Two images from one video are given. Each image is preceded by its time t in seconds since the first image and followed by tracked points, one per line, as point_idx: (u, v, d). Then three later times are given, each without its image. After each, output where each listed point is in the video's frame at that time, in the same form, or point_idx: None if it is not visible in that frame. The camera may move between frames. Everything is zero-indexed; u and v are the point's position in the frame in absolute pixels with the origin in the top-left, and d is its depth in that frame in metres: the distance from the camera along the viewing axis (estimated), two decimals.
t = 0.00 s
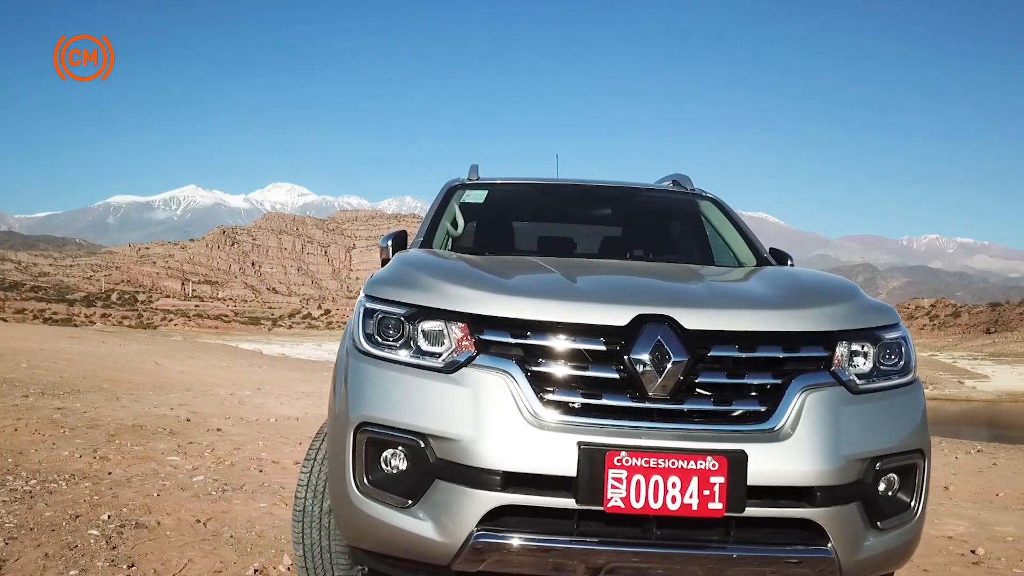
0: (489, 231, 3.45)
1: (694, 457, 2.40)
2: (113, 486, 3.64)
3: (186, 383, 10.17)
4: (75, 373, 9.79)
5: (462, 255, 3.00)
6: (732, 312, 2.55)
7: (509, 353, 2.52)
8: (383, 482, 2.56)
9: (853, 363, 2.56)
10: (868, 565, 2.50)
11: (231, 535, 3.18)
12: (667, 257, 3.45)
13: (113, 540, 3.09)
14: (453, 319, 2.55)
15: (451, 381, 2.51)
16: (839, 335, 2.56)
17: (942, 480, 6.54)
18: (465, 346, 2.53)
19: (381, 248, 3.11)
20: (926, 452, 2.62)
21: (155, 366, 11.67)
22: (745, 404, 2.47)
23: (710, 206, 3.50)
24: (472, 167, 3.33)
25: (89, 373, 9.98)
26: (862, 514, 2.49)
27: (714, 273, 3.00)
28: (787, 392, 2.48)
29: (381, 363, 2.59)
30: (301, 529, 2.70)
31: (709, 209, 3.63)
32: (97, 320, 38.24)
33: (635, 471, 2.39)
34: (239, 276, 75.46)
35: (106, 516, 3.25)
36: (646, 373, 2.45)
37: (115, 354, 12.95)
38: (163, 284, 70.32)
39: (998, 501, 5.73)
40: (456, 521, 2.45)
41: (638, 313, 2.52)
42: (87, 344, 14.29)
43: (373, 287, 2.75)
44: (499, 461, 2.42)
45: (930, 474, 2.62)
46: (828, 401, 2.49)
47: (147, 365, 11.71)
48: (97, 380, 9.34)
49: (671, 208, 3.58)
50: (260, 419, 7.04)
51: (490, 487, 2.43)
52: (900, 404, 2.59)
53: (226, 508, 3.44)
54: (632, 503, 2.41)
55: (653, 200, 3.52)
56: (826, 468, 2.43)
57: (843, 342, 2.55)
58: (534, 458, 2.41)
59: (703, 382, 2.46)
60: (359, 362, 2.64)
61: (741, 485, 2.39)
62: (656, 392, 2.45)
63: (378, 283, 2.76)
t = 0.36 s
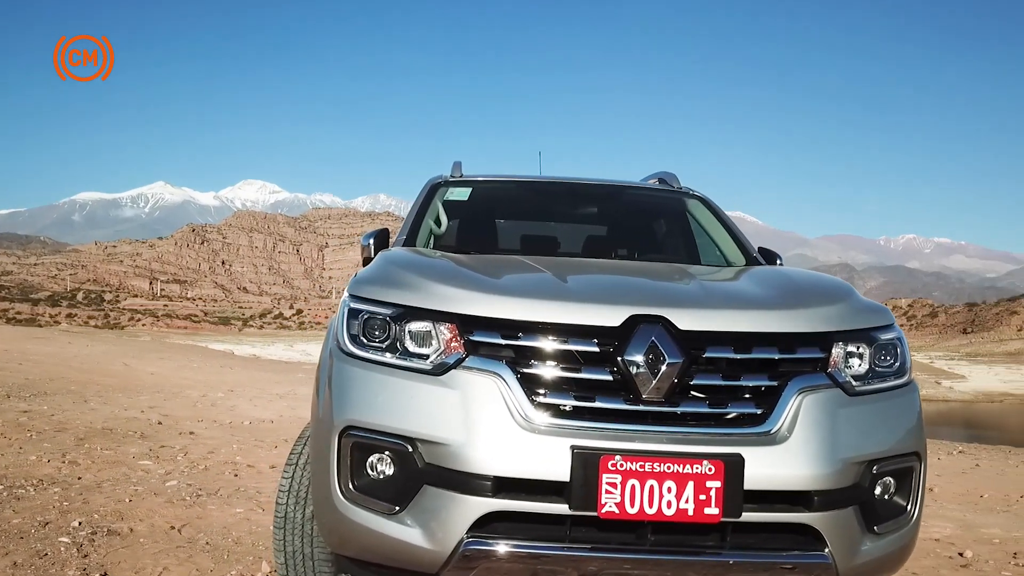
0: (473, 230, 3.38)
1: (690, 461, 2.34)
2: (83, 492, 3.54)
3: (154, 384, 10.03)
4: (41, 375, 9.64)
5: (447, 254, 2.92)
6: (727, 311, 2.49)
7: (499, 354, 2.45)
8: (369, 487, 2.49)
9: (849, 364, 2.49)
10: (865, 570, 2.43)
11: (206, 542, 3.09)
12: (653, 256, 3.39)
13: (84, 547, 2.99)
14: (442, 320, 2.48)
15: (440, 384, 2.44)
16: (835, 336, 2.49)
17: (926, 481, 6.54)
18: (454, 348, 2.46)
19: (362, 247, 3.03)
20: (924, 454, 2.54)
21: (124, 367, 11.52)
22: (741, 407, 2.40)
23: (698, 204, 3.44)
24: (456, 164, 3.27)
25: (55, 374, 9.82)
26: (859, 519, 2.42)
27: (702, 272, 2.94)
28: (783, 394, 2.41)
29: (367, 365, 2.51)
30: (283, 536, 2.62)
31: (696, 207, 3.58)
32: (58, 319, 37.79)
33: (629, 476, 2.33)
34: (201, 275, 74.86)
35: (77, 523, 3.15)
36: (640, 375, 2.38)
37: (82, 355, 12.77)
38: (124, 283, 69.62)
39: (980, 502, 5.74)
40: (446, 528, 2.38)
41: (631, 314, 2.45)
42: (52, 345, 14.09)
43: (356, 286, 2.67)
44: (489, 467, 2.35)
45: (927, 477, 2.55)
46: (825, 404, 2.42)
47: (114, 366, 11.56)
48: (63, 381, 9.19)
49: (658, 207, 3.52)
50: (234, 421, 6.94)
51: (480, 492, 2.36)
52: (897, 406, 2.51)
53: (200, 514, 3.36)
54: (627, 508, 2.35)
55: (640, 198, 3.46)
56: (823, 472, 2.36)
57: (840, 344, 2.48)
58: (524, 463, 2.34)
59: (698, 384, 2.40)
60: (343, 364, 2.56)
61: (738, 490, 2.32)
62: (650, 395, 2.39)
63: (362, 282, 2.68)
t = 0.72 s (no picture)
0: (457, 228, 3.32)
1: (689, 465, 2.27)
2: (54, 499, 3.46)
3: (121, 385, 9.90)
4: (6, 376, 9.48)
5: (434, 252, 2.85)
6: (724, 311, 2.43)
7: (492, 356, 2.38)
8: (357, 493, 2.42)
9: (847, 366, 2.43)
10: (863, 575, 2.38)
11: (184, 550, 3.01)
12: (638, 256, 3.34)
13: (56, 555, 2.89)
14: (433, 320, 2.42)
15: (431, 386, 2.37)
16: (834, 338, 2.43)
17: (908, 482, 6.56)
18: (445, 349, 2.39)
19: (343, 245, 2.95)
20: (921, 456, 2.49)
21: (92, 368, 11.38)
22: (740, 410, 2.34)
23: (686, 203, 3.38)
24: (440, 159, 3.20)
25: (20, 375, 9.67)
26: (859, 523, 2.36)
27: (693, 270, 2.89)
28: (782, 397, 2.35)
29: (355, 367, 2.44)
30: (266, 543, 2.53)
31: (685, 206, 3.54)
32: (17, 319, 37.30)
33: (627, 480, 2.27)
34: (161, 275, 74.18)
35: (47, 530, 3.06)
36: (636, 376, 2.33)
37: (48, 356, 12.60)
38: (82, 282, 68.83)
39: (964, 505, 5.77)
40: (437, 535, 2.31)
41: (627, 314, 2.39)
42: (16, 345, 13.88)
43: (343, 285, 2.60)
44: (483, 472, 2.29)
45: (925, 479, 2.49)
46: (825, 406, 2.36)
47: (81, 367, 11.40)
48: (28, 383, 9.05)
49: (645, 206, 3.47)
50: (207, 424, 6.83)
51: (474, 498, 2.30)
52: (895, 409, 2.46)
53: (176, 521, 3.30)
54: (624, 514, 2.28)
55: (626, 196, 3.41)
56: (823, 476, 2.31)
57: (838, 345, 2.42)
58: (519, 468, 2.28)
59: (696, 387, 2.33)
60: (330, 366, 2.48)
61: (738, 494, 2.27)
62: (648, 397, 2.33)
63: (347, 281, 2.61)
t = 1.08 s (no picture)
0: (443, 226, 3.27)
1: (692, 469, 2.22)
2: (26, 506, 3.43)
3: (89, 386, 9.77)
4: None
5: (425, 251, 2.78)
6: (726, 310, 2.38)
7: (489, 357, 2.32)
8: (350, 499, 2.34)
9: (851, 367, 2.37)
10: None
11: (160, 556, 3.00)
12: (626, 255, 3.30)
13: (31, 562, 2.84)
14: (428, 320, 2.35)
15: (427, 388, 2.31)
16: (838, 339, 2.37)
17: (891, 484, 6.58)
18: (441, 350, 2.33)
19: (327, 244, 2.88)
20: (924, 459, 2.44)
21: (59, 368, 11.23)
22: (743, 412, 2.28)
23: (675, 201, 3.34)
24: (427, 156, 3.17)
25: None
26: (862, 527, 2.30)
27: (686, 270, 2.83)
28: (786, 399, 2.29)
29: (346, 368, 2.37)
30: (253, 550, 2.46)
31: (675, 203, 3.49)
32: None
33: (629, 485, 2.21)
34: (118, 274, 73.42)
35: (20, 538, 3.01)
36: (638, 378, 2.27)
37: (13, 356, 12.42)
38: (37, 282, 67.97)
39: (951, 507, 5.80)
40: (433, 542, 2.24)
41: (627, 314, 2.33)
42: None
43: (333, 285, 2.52)
44: (481, 477, 2.22)
45: (927, 483, 2.44)
46: (830, 408, 2.30)
47: (46, 367, 11.25)
48: None
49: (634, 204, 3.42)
50: (181, 425, 6.76)
51: (472, 504, 2.23)
52: (898, 411, 2.40)
53: (154, 526, 3.29)
54: (627, 519, 2.23)
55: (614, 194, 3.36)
56: (828, 480, 2.25)
57: (841, 346, 2.36)
58: (518, 472, 2.22)
59: (698, 389, 2.28)
60: (321, 367, 2.41)
61: (742, 499, 2.21)
62: (649, 399, 2.27)
63: (337, 280, 2.53)
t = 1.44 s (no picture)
0: (429, 224, 3.20)
1: (700, 472, 2.16)
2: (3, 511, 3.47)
3: (57, 387, 9.67)
4: None
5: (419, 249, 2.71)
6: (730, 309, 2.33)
7: (490, 358, 2.25)
8: (346, 505, 2.27)
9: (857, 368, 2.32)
10: None
11: (139, 562, 3.05)
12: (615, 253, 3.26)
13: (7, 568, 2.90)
14: (427, 321, 2.29)
15: (426, 391, 2.24)
16: (844, 339, 2.32)
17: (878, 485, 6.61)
18: (440, 351, 2.26)
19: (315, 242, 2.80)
20: (930, 462, 2.39)
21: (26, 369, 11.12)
22: (751, 414, 2.22)
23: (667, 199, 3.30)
24: (416, 152, 3.12)
25: None
26: (869, 532, 2.25)
27: (682, 267, 2.78)
28: (793, 401, 2.24)
29: (342, 370, 2.30)
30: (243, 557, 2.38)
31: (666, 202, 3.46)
32: None
33: (636, 489, 2.15)
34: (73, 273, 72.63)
35: None
36: (643, 380, 2.21)
37: None
38: None
39: (941, 509, 5.86)
40: (434, 549, 2.16)
41: (631, 314, 2.28)
42: None
43: (326, 284, 2.45)
44: (483, 481, 2.16)
45: (933, 486, 2.39)
46: (837, 411, 2.25)
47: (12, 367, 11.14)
48: None
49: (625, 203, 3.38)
50: (156, 429, 6.64)
51: (473, 509, 2.16)
52: (904, 413, 2.35)
53: (133, 531, 3.34)
54: (633, 525, 2.17)
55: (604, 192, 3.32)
56: (836, 483, 2.20)
57: (848, 346, 2.31)
58: (521, 477, 2.15)
59: (704, 390, 2.22)
60: (314, 369, 2.34)
61: (751, 503, 2.15)
62: (655, 401, 2.21)
63: (330, 278, 2.46)
